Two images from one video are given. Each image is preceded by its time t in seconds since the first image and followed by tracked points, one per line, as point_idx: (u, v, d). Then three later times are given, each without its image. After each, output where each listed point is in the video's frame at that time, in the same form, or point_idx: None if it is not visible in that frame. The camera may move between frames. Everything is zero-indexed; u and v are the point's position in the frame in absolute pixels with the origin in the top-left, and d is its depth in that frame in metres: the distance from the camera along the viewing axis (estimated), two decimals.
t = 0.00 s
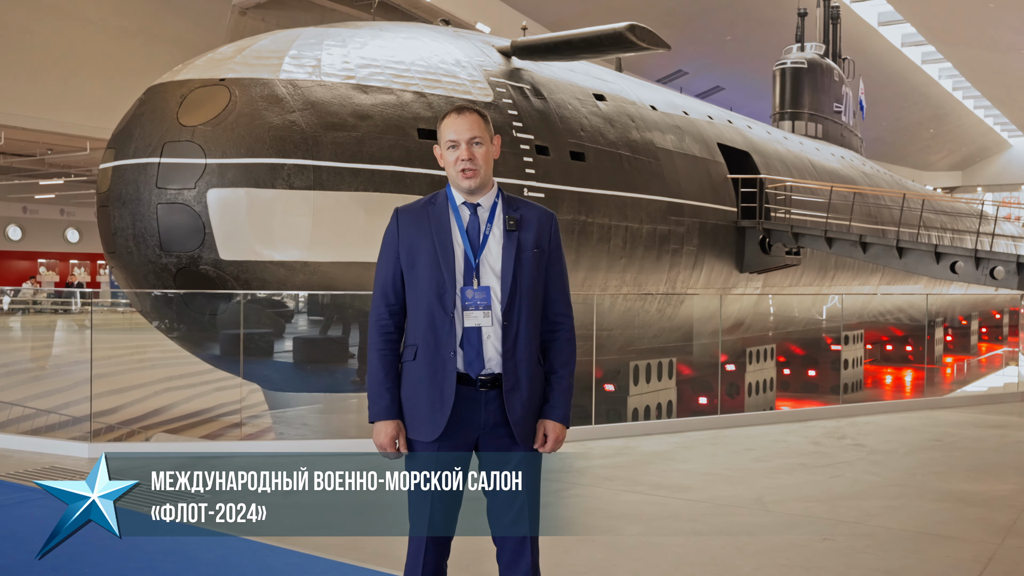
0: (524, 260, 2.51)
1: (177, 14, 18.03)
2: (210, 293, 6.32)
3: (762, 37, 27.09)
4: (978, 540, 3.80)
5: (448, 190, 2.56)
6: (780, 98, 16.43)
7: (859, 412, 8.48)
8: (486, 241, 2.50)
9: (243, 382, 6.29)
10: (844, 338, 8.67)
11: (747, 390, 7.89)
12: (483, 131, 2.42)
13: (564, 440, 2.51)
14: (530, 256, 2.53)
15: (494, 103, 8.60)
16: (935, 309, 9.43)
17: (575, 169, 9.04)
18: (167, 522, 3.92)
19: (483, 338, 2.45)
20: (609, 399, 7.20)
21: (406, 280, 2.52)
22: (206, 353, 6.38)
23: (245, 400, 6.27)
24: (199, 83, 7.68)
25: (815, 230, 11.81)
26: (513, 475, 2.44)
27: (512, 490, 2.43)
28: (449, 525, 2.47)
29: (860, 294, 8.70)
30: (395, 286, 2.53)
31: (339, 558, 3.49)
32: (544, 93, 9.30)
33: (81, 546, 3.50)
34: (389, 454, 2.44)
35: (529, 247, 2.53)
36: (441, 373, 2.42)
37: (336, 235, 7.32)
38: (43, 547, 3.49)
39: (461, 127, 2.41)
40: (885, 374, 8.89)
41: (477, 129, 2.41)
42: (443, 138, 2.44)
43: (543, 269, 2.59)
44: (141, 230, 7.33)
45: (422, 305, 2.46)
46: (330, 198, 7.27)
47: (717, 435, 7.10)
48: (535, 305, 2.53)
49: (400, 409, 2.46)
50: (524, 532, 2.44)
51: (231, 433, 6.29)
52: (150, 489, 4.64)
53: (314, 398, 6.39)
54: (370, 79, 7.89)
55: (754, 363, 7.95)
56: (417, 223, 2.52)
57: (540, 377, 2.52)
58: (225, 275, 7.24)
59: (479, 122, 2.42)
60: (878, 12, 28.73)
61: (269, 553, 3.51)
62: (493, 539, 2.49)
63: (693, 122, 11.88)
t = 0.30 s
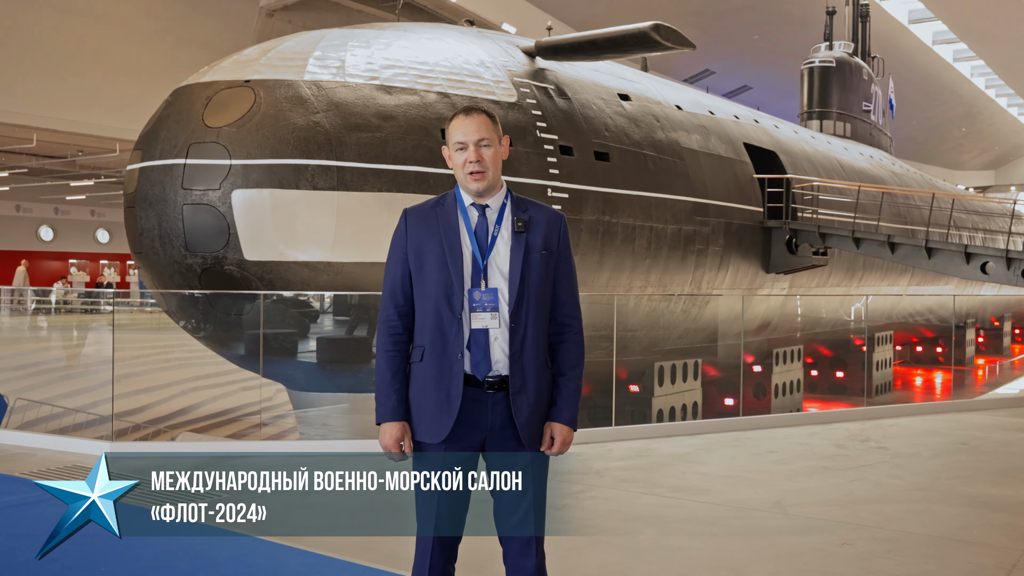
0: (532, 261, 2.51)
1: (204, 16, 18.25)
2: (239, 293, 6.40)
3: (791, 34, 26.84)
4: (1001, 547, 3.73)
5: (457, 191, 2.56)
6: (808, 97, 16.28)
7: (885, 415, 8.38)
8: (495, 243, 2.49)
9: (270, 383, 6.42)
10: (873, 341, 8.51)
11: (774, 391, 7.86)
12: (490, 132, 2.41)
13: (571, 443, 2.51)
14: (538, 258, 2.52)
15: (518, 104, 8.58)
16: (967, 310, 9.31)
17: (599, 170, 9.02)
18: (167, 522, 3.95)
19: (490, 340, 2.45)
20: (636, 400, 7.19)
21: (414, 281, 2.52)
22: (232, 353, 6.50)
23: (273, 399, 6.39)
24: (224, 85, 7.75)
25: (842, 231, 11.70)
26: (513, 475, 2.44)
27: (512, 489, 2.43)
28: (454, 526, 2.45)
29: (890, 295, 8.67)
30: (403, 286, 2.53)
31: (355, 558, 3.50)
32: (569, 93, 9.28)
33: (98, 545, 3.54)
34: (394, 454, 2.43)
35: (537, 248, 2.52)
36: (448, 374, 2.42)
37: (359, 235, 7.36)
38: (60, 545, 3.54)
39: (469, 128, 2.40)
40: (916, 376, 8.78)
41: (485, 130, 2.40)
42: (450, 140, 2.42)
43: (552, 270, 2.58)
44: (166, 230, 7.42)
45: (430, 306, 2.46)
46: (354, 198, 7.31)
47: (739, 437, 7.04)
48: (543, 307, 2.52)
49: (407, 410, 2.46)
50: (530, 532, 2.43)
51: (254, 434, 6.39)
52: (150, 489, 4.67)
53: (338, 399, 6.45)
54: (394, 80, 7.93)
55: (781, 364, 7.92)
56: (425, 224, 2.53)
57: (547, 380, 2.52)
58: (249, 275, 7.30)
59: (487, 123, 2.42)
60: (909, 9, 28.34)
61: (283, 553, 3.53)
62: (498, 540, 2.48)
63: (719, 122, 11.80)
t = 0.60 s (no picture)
0: (538, 259, 2.50)
1: (228, 18, 18.42)
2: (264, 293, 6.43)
3: (817, 33, 26.60)
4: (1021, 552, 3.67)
5: (462, 190, 2.55)
6: (833, 97, 16.15)
7: (907, 417, 8.30)
8: (500, 241, 2.49)
9: (291, 381, 6.43)
10: (902, 341, 8.49)
11: (798, 393, 7.78)
12: (497, 131, 2.41)
13: (580, 442, 2.49)
14: (544, 256, 2.51)
15: (539, 103, 8.56)
16: (995, 311, 9.22)
17: (621, 170, 8.99)
18: (166, 522, 3.94)
19: (495, 339, 2.44)
20: (658, 401, 7.13)
21: (419, 279, 2.52)
22: (255, 353, 6.47)
23: (297, 399, 6.39)
24: (247, 85, 7.81)
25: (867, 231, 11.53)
26: (513, 475, 2.43)
27: (512, 489, 2.43)
28: (460, 527, 2.45)
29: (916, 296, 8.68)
30: (409, 285, 2.53)
31: (368, 559, 3.51)
32: (590, 93, 9.25)
33: (115, 543, 3.58)
34: (403, 455, 2.43)
35: (542, 247, 2.51)
36: (454, 374, 2.42)
37: (379, 235, 7.39)
38: (77, 543, 3.57)
39: (476, 126, 2.40)
40: (944, 378, 8.66)
41: (492, 129, 2.40)
42: (457, 138, 2.43)
43: (558, 268, 2.57)
44: (189, 230, 7.49)
45: (435, 305, 2.46)
46: (374, 199, 7.34)
47: (758, 438, 6.99)
48: (548, 306, 2.51)
49: (415, 410, 2.45)
50: (535, 532, 2.43)
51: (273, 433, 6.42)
52: (149, 489, 4.67)
53: (360, 400, 6.55)
54: (415, 80, 7.95)
55: (805, 365, 7.86)
56: (430, 222, 2.53)
57: (554, 379, 2.51)
58: (271, 276, 7.36)
59: (494, 122, 2.41)
60: (937, 7, 27.98)
61: (297, 552, 3.55)
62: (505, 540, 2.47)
63: (742, 121, 11.71)
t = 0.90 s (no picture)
0: (540, 259, 2.49)
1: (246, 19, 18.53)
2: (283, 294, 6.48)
3: (838, 32, 26.37)
4: None
5: (464, 190, 2.55)
6: (854, 96, 16.00)
7: (926, 420, 8.21)
8: (501, 241, 2.48)
9: (309, 381, 6.48)
10: (921, 343, 8.30)
11: (817, 394, 7.71)
12: (499, 129, 2.41)
13: (584, 443, 2.48)
14: (546, 255, 2.51)
15: (556, 103, 8.54)
16: (1017, 313, 8.97)
17: (639, 170, 8.96)
18: (166, 522, 3.94)
19: (496, 339, 2.44)
20: (676, 402, 7.13)
21: (421, 280, 2.52)
22: (272, 353, 6.54)
23: (314, 399, 6.38)
24: (264, 86, 7.85)
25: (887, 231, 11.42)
26: (513, 475, 2.42)
27: (511, 490, 2.42)
28: (461, 527, 2.44)
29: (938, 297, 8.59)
30: (410, 286, 2.53)
31: (376, 559, 3.51)
32: (608, 93, 9.22)
33: (126, 542, 3.61)
34: (404, 456, 2.43)
35: (545, 246, 2.51)
36: (454, 374, 2.42)
37: (394, 235, 7.42)
38: (86, 542, 3.59)
39: (478, 125, 2.40)
40: (966, 380, 8.50)
41: (494, 127, 2.40)
42: (458, 136, 2.42)
43: (561, 268, 2.56)
44: (207, 231, 7.55)
45: (437, 305, 2.45)
46: (391, 199, 7.36)
47: (772, 440, 6.92)
48: (550, 306, 2.50)
49: (416, 411, 2.45)
50: (538, 532, 2.42)
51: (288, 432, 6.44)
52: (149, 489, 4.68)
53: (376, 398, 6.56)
54: (432, 81, 7.95)
55: (824, 367, 7.79)
56: (432, 223, 2.53)
57: (557, 379, 2.49)
58: (288, 276, 7.40)
59: (495, 120, 2.42)
60: (960, 5, 27.66)
61: (307, 552, 3.56)
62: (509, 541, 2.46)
63: (761, 121, 11.63)
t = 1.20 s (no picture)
0: (539, 260, 2.48)
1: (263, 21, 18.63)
2: (297, 294, 6.48)
3: (858, 31, 26.17)
4: None
5: (465, 190, 2.55)
6: (872, 96, 15.87)
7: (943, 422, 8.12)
8: (501, 241, 2.47)
9: (324, 382, 6.47)
10: (941, 343, 8.27)
11: (834, 396, 7.69)
12: (500, 129, 2.41)
13: (583, 447, 2.45)
14: (546, 256, 2.49)
15: (572, 104, 8.53)
16: None
17: (654, 170, 8.94)
18: (166, 522, 3.95)
19: (494, 341, 2.44)
20: (691, 403, 7.11)
21: (422, 281, 2.53)
22: (287, 353, 6.55)
23: (329, 399, 6.38)
24: (280, 87, 7.89)
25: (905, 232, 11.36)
26: (513, 475, 2.42)
27: (511, 490, 2.42)
28: (462, 528, 2.44)
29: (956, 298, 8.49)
30: (411, 287, 2.54)
31: (383, 560, 3.52)
32: (623, 94, 9.19)
33: (134, 541, 3.63)
34: (403, 457, 2.44)
35: (545, 248, 2.49)
36: (452, 376, 2.42)
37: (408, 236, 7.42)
38: (95, 541, 3.62)
39: (478, 124, 2.40)
40: (986, 382, 8.50)
41: (494, 126, 2.40)
42: (459, 137, 2.42)
43: (562, 270, 2.55)
44: (223, 231, 7.60)
45: (436, 306, 2.46)
46: (405, 199, 7.38)
47: (786, 442, 6.88)
48: (550, 308, 2.49)
49: (415, 412, 2.46)
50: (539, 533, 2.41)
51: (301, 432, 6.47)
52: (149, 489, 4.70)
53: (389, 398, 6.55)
54: (446, 82, 7.96)
55: (841, 368, 7.75)
56: (433, 224, 2.54)
57: (556, 382, 2.48)
58: (303, 275, 7.42)
59: (496, 120, 2.41)
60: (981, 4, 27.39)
61: (315, 553, 3.56)
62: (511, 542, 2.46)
63: (778, 122, 11.55)
